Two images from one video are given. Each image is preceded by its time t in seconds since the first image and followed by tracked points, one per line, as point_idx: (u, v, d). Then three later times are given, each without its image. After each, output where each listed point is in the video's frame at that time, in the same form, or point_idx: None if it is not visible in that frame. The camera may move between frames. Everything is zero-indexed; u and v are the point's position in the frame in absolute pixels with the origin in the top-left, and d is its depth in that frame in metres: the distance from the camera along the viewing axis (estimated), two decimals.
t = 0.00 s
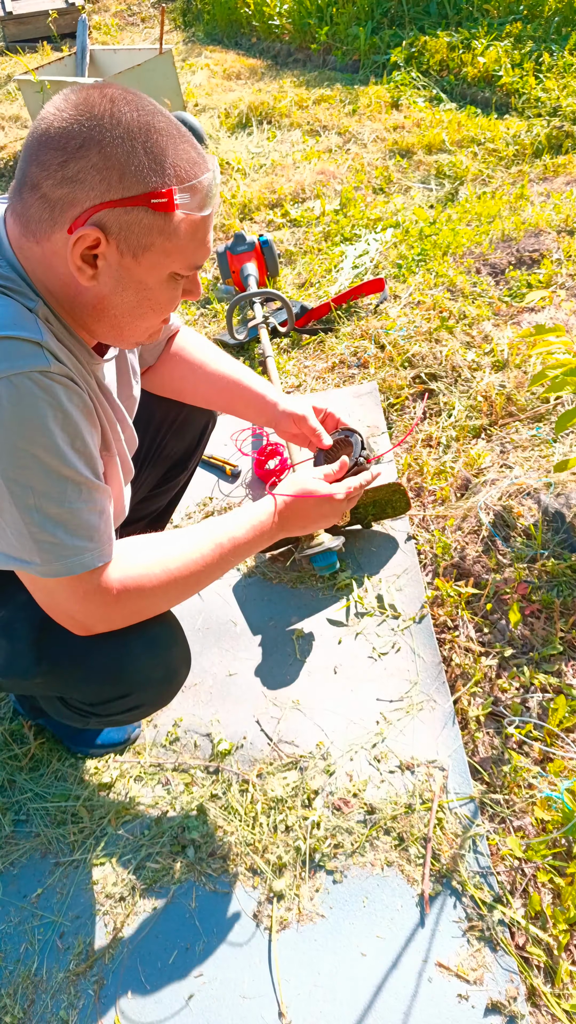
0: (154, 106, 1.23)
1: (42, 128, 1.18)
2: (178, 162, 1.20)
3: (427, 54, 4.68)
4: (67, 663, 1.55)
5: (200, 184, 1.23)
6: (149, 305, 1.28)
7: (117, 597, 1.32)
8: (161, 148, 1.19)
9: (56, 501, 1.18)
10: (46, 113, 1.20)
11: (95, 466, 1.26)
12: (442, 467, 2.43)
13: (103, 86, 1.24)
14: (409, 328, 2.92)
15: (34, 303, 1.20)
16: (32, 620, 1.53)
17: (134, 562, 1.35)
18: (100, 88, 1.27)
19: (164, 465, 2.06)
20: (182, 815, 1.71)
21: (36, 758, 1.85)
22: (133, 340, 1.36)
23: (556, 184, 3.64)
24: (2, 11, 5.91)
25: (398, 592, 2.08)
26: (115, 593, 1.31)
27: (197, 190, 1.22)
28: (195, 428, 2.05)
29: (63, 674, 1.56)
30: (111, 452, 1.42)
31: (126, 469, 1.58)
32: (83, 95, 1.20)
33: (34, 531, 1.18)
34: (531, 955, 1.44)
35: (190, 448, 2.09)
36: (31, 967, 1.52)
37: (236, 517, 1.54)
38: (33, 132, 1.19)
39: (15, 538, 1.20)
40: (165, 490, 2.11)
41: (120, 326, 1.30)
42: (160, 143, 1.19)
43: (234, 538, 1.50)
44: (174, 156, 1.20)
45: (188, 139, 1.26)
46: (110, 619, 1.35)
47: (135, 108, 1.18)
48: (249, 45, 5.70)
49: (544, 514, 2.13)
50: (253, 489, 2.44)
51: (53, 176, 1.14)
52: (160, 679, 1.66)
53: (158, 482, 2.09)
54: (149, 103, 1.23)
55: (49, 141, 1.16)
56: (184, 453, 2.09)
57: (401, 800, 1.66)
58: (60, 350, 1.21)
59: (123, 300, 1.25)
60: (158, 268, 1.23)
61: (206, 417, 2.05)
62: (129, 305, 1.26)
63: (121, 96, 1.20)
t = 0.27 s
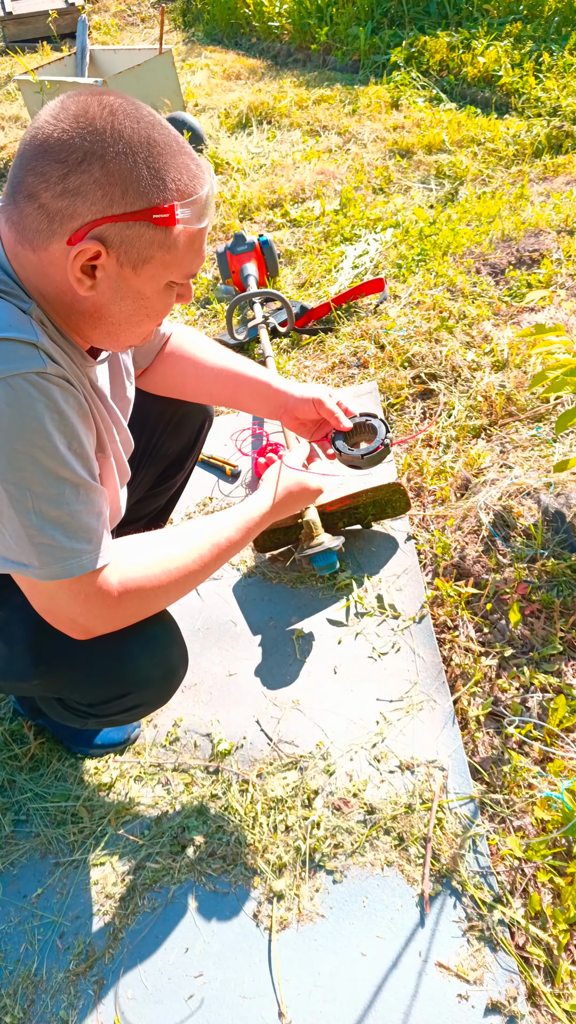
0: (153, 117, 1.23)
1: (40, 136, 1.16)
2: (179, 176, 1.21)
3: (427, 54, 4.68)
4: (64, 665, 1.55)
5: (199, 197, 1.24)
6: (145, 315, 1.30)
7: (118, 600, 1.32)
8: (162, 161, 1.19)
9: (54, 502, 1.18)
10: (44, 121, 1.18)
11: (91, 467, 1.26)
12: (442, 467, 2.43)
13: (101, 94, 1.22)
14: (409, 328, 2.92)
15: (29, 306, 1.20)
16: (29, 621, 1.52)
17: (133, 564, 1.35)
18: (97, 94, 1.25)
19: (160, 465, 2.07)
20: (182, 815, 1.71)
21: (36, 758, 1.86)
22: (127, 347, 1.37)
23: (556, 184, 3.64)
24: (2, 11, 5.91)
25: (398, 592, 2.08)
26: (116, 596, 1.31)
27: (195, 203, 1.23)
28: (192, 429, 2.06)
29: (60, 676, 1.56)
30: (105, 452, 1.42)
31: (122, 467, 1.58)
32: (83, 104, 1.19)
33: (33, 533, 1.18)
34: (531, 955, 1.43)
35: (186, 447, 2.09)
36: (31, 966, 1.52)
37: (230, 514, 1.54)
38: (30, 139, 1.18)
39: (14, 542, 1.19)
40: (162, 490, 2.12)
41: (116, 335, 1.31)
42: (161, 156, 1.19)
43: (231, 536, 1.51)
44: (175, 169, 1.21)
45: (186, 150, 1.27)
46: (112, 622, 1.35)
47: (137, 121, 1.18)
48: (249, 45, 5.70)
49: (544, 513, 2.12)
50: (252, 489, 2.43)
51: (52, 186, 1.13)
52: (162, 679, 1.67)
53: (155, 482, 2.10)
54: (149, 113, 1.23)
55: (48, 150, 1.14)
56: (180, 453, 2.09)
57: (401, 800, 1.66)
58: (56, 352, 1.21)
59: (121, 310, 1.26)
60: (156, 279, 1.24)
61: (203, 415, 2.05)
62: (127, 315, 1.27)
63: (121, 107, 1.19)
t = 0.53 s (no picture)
0: (156, 120, 1.23)
1: (43, 136, 1.15)
2: (182, 181, 1.22)
3: (427, 54, 4.68)
4: (61, 668, 1.55)
5: (200, 202, 1.25)
6: (145, 316, 1.30)
7: (119, 602, 1.32)
8: (165, 166, 1.20)
9: (53, 503, 1.18)
10: (47, 121, 1.18)
11: (90, 468, 1.26)
12: (442, 467, 2.42)
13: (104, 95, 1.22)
14: (409, 328, 2.92)
15: (26, 308, 1.20)
16: (26, 624, 1.52)
17: (133, 566, 1.35)
18: (99, 94, 1.24)
19: (158, 465, 2.07)
20: (183, 815, 1.71)
21: (36, 758, 1.86)
22: (124, 347, 1.37)
23: (556, 184, 3.63)
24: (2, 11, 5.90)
25: (398, 592, 2.08)
26: (117, 598, 1.31)
27: (196, 208, 1.24)
28: (189, 428, 2.07)
29: (57, 678, 1.56)
30: (104, 456, 1.42)
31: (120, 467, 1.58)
32: (87, 105, 1.18)
33: (34, 535, 1.18)
34: (531, 955, 1.43)
35: (184, 447, 2.10)
36: (31, 966, 1.52)
37: (229, 514, 1.53)
38: (32, 139, 1.17)
39: (12, 543, 1.19)
40: (161, 489, 2.12)
41: (115, 336, 1.31)
42: (164, 161, 1.20)
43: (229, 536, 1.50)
44: (177, 174, 1.21)
45: (187, 154, 1.27)
46: (112, 624, 1.35)
47: (141, 124, 1.18)
48: (249, 45, 5.70)
49: (544, 513, 2.12)
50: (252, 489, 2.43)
51: (55, 189, 1.13)
52: (160, 684, 1.67)
53: (154, 482, 2.10)
54: (152, 117, 1.23)
55: (51, 151, 1.14)
56: (178, 453, 2.10)
57: (401, 800, 1.66)
58: (53, 353, 1.20)
59: (121, 312, 1.26)
60: (157, 282, 1.25)
61: (200, 416, 2.06)
62: (126, 317, 1.28)
63: (125, 110, 1.19)
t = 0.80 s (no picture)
0: (162, 126, 1.23)
1: (49, 141, 1.16)
2: (187, 185, 1.22)
3: (427, 54, 4.68)
4: (61, 671, 1.55)
5: (205, 207, 1.25)
6: (149, 321, 1.30)
7: (120, 604, 1.32)
8: (171, 171, 1.20)
9: (55, 505, 1.18)
10: (53, 126, 1.18)
11: (91, 471, 1.26)
12: (442, 467, 2.42)
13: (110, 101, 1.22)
14: (409, 328, 2.92)
15: (28, 309, 1.19)
16: (26, 628, 1.53)
17: (134, 569, 1.35)
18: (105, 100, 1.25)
19: (160, 465, 2.07)
20: (182, 815, 1.71)
21: (36, 758, 1.85)
22: (128, 352, 1.37)
23: (556, 184, 3.63)
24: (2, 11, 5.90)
25: (398, 592, 2.08)
26: (118, 601, 1.31)
27: (202, 213, 1.25)
28: (191, 429, 2.06)
29: (56, 681, 1.56)
30: (105, 459, 1.42)
31: (122, 468, 1.57)
32: (94, 110, 1.18)
33: (35, 538, 1.18)
34: (531, 955, 1.43)
35: (185, 448, 2.10)
36: (31, 966, 1.52)
37: (229, 516, 1.53)
38: (39, 144, 1.17)
39: (13, 544, 1.19)
40: (162, 490, 2.12)
41: (119, 341, 1.31)
42: (170, 165, 1.20)
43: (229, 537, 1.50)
44: (183, 179, 1.22)
45: (193, 160, 1.28)
46: (113, 627, 1.35)
47: (147, 129, 1.19)
48: (249, 45, 5.70)
49: (544, 513, 2.12)
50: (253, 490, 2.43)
51: (61, 192, 1.13)
52: (160, 685, 1.66)
53: (155, 482, 2.10)
54: (158, 122, 1.23)
55: (58, 156, 1.14)
56: (180, 453, 2.09)
57: (401, 800, 1.66)
58: (56, 354, 1.20)
59: (125, 316, 1.26)
60: (162, 286, 1.25)
61: (202, 417, 2.06)
62: (131, 321, 1.27)
63: (130, 115, 1.19)
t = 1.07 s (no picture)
0: (168, 127, 1.23)
1: (55, 143, 1.16)
2: (193, 186, 1.22)
3: (427, 54, 4.68)
4: (62, 670, 1.55)
5: (211, 208, 1.25)
6: (154, 322, 1.30)
7: (122, 605, 1.32)
8: (176, 172, 1.20)
9: (61, 506, 1.18)
10: (59, 128, 1.18)
11: (97, 473, 1.26)
12: (442, 467, 2.42)
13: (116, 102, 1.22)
14: (409, 328, 2.92)
15: (35, 309, 1.20)
16: (28, 626, 1.52)
17: (135, 569, 1.36)
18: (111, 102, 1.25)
19: (163, 465, 2.07)
20: (182, 815, 1.71)
21: (36, 758, 1.85)
22: (133, 353, 1.37)
23: (556, 184, 3.63)
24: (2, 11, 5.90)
25: (398, 592, 2.08)
26: (119, 601, 1.31)
27: (207, 214, 1.24)
28: (194, 429, 2.06)
29: (57, 680, 1.56)
30: (111, 458, 1.42)
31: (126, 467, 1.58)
32: (99, 113, 1.18)
33: (40, 538, 1.18)
34: (531, 955, 1.43)
35: (189, 448, 2.10)
36: (31, 966, 1.52)
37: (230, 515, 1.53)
38: (45, 147, 1.17)
39: (18, 543, 1.19)
40: (165, 490, 2.12)
41: (124, 342, 1.31)
42: (175, 167, 1.19)
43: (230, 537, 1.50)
44: (188, 180, 1.21)
45: (199, 161, 1.27)
46: (114, 627, 1.35)
47: (152, 130, 1.18)
48: (249, 45, 5.70)
49: (545, 514, 2.12)
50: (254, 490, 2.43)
51: (67, 195, 1.13)
52: (161, 684, 1.66)
53: (158, 482, 2.10)
54: (164, 123, 1.23)
55: (63, 158, 1.14)
56: (183, 453, 2.10)
57: (401, 800, 1.66)
58: (63, 355, 1.20)
59: (131, 317, 1.26)
60: (167, 288, 1.25)
61: (206, 418, 2.06)
62: (136, 323, 1.27)
63: (136, 116, 1.19)
